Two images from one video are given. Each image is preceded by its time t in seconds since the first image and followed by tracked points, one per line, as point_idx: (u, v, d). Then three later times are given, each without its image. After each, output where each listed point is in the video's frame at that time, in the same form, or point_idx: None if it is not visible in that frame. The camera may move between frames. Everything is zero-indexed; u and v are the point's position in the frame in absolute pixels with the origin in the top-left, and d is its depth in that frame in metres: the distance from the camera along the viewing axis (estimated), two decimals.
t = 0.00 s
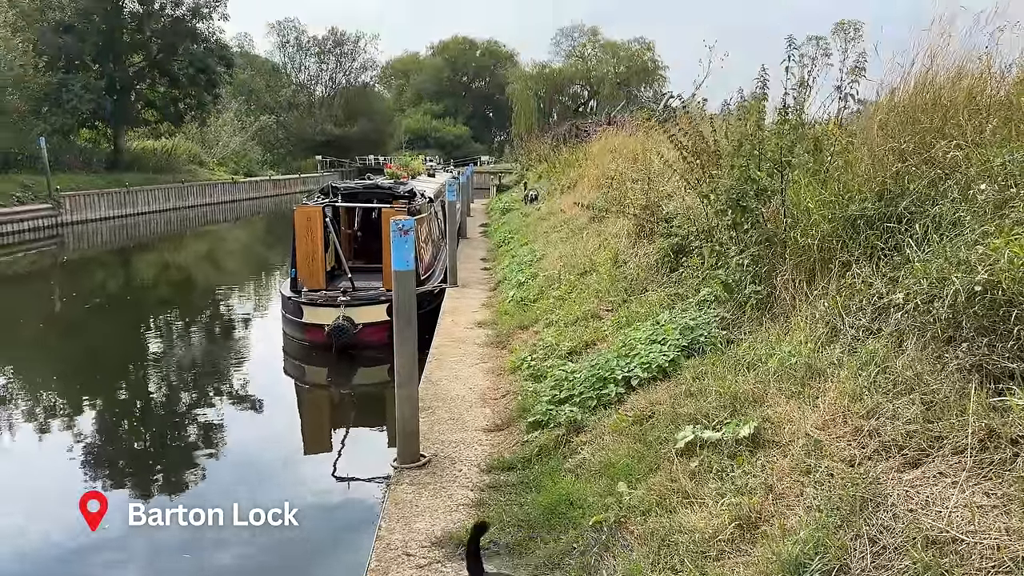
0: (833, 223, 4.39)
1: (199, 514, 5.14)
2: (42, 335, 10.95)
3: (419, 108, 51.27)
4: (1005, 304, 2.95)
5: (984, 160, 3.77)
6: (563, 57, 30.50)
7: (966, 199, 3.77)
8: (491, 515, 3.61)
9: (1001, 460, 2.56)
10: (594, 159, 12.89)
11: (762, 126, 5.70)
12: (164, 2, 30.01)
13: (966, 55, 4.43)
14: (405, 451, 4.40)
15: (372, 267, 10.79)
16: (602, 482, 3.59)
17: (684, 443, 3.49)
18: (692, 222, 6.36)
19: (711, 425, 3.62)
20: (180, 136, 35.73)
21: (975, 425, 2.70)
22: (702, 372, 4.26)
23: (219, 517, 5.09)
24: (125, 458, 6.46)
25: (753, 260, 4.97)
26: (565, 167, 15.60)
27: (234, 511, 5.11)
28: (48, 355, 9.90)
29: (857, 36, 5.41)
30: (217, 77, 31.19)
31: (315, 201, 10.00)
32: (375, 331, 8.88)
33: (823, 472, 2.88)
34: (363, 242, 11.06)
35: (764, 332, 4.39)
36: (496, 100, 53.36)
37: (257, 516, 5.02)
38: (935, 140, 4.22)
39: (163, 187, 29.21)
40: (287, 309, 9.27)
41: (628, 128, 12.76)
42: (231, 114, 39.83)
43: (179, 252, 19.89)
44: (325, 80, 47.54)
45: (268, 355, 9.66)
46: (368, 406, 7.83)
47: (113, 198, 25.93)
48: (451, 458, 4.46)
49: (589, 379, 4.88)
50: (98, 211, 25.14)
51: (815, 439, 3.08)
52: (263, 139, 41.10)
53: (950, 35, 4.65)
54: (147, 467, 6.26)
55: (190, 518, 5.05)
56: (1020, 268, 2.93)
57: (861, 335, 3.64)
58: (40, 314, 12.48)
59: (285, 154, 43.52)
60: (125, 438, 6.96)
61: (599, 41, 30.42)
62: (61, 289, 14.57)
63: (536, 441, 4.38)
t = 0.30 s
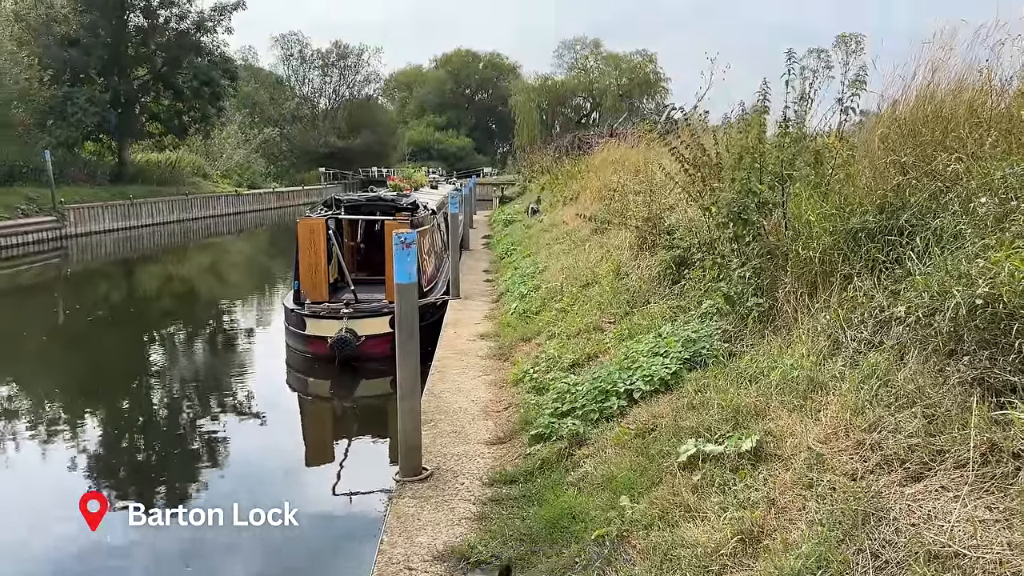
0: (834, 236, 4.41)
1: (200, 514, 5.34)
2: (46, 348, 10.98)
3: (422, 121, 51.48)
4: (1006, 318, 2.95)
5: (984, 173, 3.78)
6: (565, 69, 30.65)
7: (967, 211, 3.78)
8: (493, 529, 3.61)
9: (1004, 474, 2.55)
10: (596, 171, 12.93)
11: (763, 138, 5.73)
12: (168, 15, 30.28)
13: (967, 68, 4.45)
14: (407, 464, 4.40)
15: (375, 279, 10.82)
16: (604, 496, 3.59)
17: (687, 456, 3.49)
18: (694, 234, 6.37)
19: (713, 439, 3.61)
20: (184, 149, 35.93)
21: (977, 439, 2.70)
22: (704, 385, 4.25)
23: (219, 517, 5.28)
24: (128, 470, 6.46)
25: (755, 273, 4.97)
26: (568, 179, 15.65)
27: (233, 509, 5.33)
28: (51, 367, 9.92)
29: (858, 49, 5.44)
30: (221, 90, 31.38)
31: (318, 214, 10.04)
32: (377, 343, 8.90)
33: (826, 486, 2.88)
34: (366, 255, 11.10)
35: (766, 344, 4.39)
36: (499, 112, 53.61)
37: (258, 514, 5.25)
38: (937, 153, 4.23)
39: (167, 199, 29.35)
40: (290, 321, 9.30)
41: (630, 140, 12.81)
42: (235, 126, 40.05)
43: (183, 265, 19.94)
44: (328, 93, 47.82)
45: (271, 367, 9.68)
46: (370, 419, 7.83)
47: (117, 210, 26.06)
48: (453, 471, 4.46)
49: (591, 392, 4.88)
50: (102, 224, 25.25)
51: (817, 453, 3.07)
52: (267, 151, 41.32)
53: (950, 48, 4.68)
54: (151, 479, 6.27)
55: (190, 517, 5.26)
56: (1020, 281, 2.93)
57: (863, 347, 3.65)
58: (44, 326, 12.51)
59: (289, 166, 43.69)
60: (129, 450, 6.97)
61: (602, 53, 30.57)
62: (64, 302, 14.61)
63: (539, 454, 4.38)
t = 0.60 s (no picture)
0: (836, 246, 4.41)
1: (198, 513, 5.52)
2: (50, 358, 11.01)
3: (426, 131, 51.72)
4: (1009, 328, 2.95)
5: (987, 184, 3.79)
6: (568, 79, 30.83)
7: (969, 221, 3.79)
8: (496, 539, 3.61)
9: (1007, 484, 2.55)
10: (599, 181, 12.97)
11: (765, 148, 5.75)
12: (174, 27, 30.50)
13: (968, 79, 4.47)
14: (410, 475, 4.39)
15: (378, 289, 10.85)
16: (607, 507, 3.59)
17: (690, 467, 3.48)
18: (697, 244, 6.39)
19: (716, 449, 3.60)
20: (189, 159, 36.11)
21: (980, 449, 2.70)
22: (707, 396, 4.25)
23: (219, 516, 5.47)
24: (133, 481, 6.46)
25: (757, 282, 4.96)
26: (571, 188, 15.69)
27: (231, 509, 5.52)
28: (55, 377, 9.94)
29: (860, 59, 5.46)
30: (225, 100, 31.57)
31: (322, 224, 10.08)
32: (381, 352, 8.91)
33: (829, 497, 2.88)
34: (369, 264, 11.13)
35: (769, 354, 4.39)
36: (502, 122, 53.88)
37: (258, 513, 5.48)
38: (939, 163, 4.24)
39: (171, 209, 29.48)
40: (294, 331, 9.32)
41: (633, 150, 12.86)
42: (239, 136, 40.25)
43: (187, 274, 20.00)
44: (332, 103, 48.09)
45: (275, 377, 9.71)
46: (374, 428, 7.83)
47: (122, 220, 26.19)
48: (456, 481, 4.46)
49: (594, 402, 4.88)
50: (107, 234, 25.38)
51: (820, 463, 3.07)
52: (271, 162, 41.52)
53: (951, 58, 4.69)
54: (155, 489, 6.26)
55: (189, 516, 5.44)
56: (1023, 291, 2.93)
57: (866, 358, 3.65)
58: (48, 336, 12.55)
59: (293, 176, 43.85)
60: (133, 460, 6.97)
61: (604, 63, 30.74)
62: (69, 311, 14.65)
63: (542, 464, 4.38)
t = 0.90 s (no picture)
0: (839, 253, 4.42)
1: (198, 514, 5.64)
2: (55, 365, 11.06)
3: (430, 139, 51.92)
4: (1013, 335, 2.94)
5: (990, 192, 3.79)
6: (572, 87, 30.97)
7: (973, 229, 3.79)
8: (500, 547, 3.61)
9: (1012, 492, 2.54)
10: (603, 188, 12.99)
11: (769, 156, 5.75)
12: (179, 35, 30.71)
13: (971, 86, 4.48)
14: (414, 482, 4.39)
15: (382, 296, 10.86)
16: (610, 515, 3.58)
17: (694, 475, 3.48)
18: (700, 251, 6.39)
19: (720, 457, 3.60)
20: (194, 167, 36.27)
21: (984, 457, 2.69)
22: (711, 403, 4.25)
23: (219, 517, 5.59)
24: (137, 487, 6.49)
25: (761, 289, 4.99)
26: (575, 195, 15.72)
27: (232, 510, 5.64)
28: (60, 384, 9.98)
29: (863, 67, 5.47)
30: (230, 108, 31.74)
31: (326, 231, 10.11)
32: (384, 360, 8.92)
33: (833, 505, 2.87)
34: (373, 271, 11.15)
35: (773, 361, 4.39)
36: (506, 130, 54.10)
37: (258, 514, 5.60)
38: (942, 169, 4.24)
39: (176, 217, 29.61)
40: (298, 338, 9.35)
41: (636, 157, 12.88)
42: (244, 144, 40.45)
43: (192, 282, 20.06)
44: (337, 111, 48.32)
45: (279, 384, 9.72)
46: (377, 436, 7.84)
47: (127, 228, 26.31)
48: (460, 489, 4.46)
49: (598, 409, 4.88)
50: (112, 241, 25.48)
51: (824, 471, 3.06)
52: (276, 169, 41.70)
53: (954, 65, 4.70)
54: (159, 495, 6.28)
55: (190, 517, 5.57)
56: None
57: (870, 365, 3.64)
58: (53, 344, 12.60)
59: (297, 184, 44.00)
60: (136, 467, 7.00)
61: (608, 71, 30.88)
62: (74, 319, 14.70)
63: (546, 472, 4.38)
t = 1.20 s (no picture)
0: (842, 258, 4.42)
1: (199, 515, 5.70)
2: (59, 369, 11.08)
3: (434, 144, 52.05)
4: (1016, 340, 2.94)
5: (993, 197, 3.78)
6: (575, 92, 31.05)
7: (976, 234, 3.79)
8: (503, 552, 3.61)
9: (1015, 498, 2.53)
10: (606, 193, 13.00)
11: (772, 161, 5.76)
12: (184, 41, 30.83)
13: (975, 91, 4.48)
14: (417, 487, 4.39)
15: (386, 301, 10.88)
16: (613, 520, 3.58)
17: (697, 480, 3.47)
18: (703, 256, 6.40)
19: (723, 462, 3.60)
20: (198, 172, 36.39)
21: (988, 463, 2.68)
22: (714, 408, 4.24)
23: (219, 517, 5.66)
24: (141, 491, 6.52)
25: (765, 294, 5.00)
26: (579, 200, 15.73)
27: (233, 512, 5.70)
28: (64, 389, 10.01)
29: (866, 72, 5.48)
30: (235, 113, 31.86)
31: (330, 236, 10.13)
32: (388, 364, 8.94)
33: (836, 510, 2.87)
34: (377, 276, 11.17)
35: (777, 366, 4.39)
36: (509, 135, 54.21)
37: (258, 514, 5.68)
38: (945, 175, 4.23)
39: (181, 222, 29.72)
40: (302, 343, 9.37)
41: (640, 162, 12.90)
42: (249, 149, 40.57)
43: (196, 286, 20.10)
44: (341, 116, 48.48)
45: (283, 388, 9.74)
46: (381, 440, 7.84)
47: (132, 233, 26.40)
48: (463, 494, 4.46)
49: (601, 414, 4.88)
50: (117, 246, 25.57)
51: (827, 477, 3.06)
52: (280, 174, 41.82)
53: (958, 70, 4.70)
54: (163, 499, 6.31)
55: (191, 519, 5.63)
56: None
57: (873, 371, 3.64)
58: (58, 348, 12.63)
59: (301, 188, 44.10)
60: (140, 470, 7.03)
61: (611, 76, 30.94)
62: (78, 323, 14.74)
63: (549, 477, 4.38)
